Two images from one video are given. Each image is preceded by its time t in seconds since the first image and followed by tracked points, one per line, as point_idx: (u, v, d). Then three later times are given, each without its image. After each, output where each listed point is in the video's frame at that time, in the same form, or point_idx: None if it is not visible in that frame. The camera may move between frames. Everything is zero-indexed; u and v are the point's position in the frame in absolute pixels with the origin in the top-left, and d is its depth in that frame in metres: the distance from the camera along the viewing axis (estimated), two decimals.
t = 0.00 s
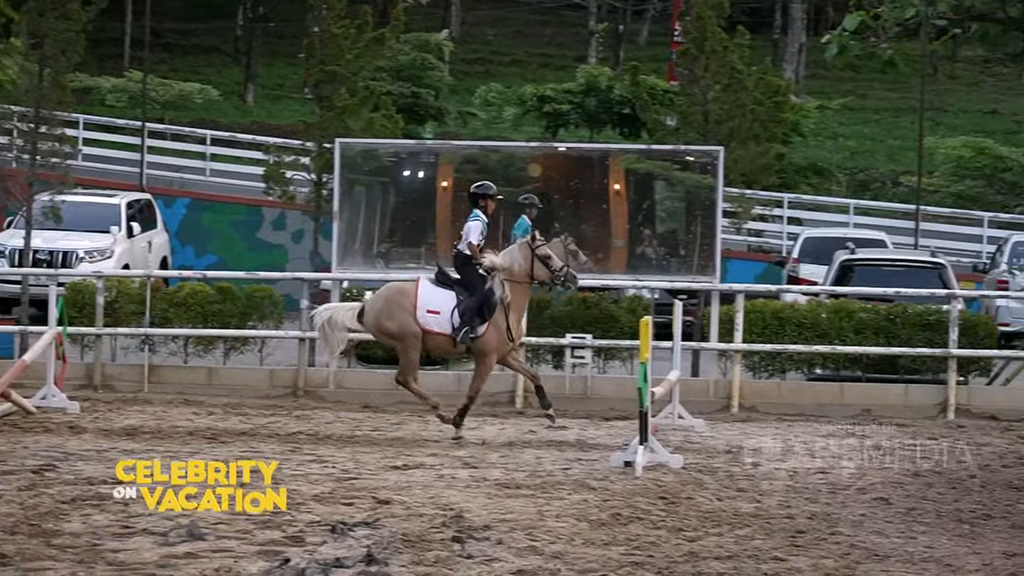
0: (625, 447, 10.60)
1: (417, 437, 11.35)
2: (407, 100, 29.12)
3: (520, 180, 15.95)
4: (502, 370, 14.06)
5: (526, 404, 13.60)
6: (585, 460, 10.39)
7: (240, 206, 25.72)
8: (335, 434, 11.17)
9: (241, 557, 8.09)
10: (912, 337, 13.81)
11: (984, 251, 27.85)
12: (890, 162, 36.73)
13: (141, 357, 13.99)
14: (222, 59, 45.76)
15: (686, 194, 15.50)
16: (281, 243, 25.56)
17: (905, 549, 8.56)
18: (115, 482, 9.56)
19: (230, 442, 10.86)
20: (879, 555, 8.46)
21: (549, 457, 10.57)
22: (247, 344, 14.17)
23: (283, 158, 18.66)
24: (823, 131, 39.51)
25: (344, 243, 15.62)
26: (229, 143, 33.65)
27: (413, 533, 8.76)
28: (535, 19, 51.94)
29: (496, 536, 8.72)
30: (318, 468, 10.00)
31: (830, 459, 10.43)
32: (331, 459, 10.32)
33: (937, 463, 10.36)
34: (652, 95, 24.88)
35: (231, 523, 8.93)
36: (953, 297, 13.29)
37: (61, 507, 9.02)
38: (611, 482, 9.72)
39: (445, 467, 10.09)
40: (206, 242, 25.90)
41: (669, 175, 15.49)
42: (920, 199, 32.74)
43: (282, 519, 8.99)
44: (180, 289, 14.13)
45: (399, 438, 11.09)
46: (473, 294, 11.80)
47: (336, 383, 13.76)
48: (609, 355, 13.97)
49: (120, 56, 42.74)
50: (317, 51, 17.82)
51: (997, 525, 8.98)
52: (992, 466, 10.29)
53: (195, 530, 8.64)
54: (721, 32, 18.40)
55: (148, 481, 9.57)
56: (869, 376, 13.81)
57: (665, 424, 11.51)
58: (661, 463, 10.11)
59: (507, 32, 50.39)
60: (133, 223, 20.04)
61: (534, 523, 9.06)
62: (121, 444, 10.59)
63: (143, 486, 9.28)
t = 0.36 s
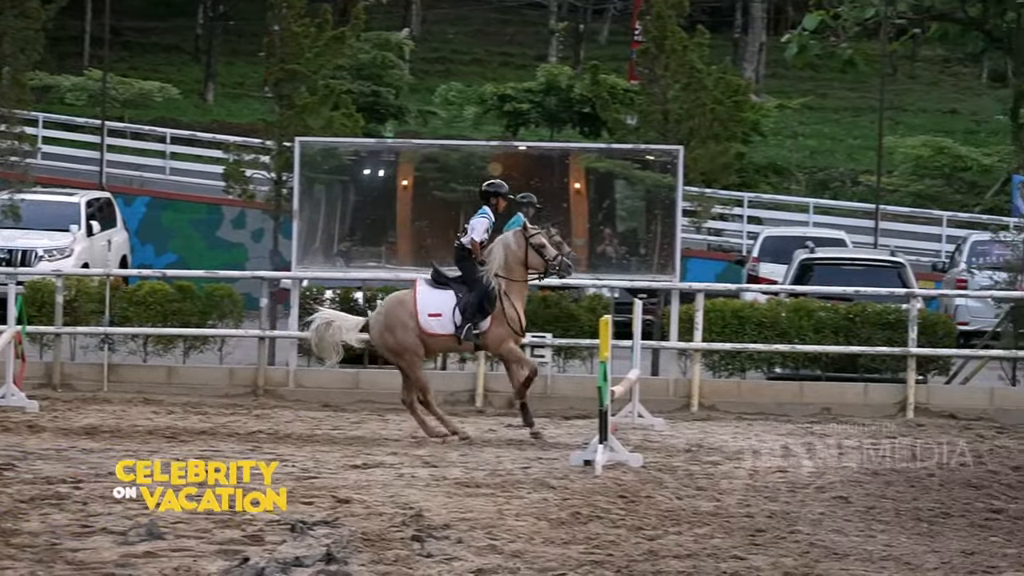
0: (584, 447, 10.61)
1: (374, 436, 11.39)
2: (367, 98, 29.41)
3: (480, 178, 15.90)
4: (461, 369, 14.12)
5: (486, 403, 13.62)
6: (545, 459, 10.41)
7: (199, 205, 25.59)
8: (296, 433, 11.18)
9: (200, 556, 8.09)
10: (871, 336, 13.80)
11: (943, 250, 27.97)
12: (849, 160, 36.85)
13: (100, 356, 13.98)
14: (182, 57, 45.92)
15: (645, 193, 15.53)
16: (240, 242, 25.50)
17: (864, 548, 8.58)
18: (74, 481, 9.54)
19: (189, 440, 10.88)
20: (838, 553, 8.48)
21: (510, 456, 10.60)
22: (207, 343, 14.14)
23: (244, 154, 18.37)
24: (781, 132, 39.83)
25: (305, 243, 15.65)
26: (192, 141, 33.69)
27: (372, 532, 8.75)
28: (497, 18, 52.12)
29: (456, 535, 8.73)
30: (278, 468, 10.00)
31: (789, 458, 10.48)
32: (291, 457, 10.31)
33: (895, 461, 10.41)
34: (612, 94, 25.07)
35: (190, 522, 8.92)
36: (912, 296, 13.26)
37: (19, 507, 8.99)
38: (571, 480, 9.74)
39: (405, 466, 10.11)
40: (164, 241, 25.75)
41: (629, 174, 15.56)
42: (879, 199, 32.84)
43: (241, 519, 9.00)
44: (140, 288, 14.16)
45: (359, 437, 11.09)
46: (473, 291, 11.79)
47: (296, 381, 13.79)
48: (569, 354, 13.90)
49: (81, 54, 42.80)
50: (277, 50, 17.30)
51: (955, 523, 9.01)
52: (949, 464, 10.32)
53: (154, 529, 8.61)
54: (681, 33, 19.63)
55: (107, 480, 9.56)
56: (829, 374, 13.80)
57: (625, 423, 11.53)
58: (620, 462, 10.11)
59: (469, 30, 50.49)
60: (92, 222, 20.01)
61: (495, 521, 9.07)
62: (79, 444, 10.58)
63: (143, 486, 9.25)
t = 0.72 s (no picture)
0: (546, 445, 10.63)
1: (335, 434, 11.40)
2: (329, 96, 29.20)
3: (442, 177, 15.89)
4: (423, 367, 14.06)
5: (449, 401, 13.56)
6: (507, 457, 10.42)
7: (162, 203, 25.41)
8: (258, 432, 11.17)
9: (162, 554, 8.07)
10: (832, 335, 13.83)
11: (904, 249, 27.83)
12: (810, 160, 37.13)
13: (62, 354, 14.00)
14: (143, 56, 46.11)
15: (608, 192, 15.50)
16: (203, 241, 25.27)
17: (825, 545, 8.59)
18: (35, 479, 9.52)
19: (151, 438, 10.90)
20: (799, 551, 8.49)
21: (473, 455, 10.60)
22: (168, 342, 14.10)
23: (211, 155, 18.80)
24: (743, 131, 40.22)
25: (267, 241, 15.56)
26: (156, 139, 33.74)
27: (334, 530, 8.75)
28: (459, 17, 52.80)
29: (417, 533, 8.73)
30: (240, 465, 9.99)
31: (751, 455, 10.50)
32: (252, 455, 10.30)
33: (857, 459, 10.42)
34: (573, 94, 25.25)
35: (152, 520, 8.90)
36: (874, 294, 13.30)
37: None
38: (533, 479, 9.75)
39: (367, 464, 10.11)
40: (126, 239, 25.65)
41: (592, 173, 15.54)
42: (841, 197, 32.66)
43: (203, 517, 9.00)
44: (101, 286, 14.18)
45: (321, 435, 11.08)
46: (476, 291, 11.73)
47: (258, 380, 13.74)
48: (531, 352, 13.77)
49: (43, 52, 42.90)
50: (238, 48, 17.05)
51: (916, 521, 9.03)
52: (910, 463, 10.34)
53: (115, 527, 8.59)
54: (643, 32, 20.54)
55: (69, 478, 9.54)
56: (790, 373, 13.76)
57: (587, 422, 11.52)
58: (583, 460, 10.12)
59: (431, 29, 50.79)
60: (54, 219, 20.00)
61: (456, 519, 9.07)
62: (39, 443, 10.56)
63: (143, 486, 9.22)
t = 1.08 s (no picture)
0: (511, 443, 10.66)
1: (301, 431, 11.40)
2: (294, 93, 29.11)
3: (408, 175, 15.92)
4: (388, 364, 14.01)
5: (415, 399, 13.52)
6: (472, 455, 10.43)
7: (126, 200, 25.43)
8: (223, 430, 11.17)
9: (126, 551, 8.05)
10: (798, 333, 13.87)
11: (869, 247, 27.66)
12: (777, 158, 37.63)
13: (26, 352, 14.02)
14: (108, 54, 46.37)
15: (573, 189, 15.44)
16: (168, 238, 25.33)
17: (790, 543, 8.60)
18: None
19: (116, 436, 10.90)
20: (763, 549, 8.51)
21: (439, 452, 10.60)
22: (134, 339, 14.22)
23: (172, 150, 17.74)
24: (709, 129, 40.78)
25: (233, 237, 15.63)
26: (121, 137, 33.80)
27: (298, 528, 8.75)
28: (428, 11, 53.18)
29: (382, 531, 8.73)
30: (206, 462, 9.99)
31: (717, 454, 10.51)
32: (218, 452, 10.29)
33: (823, 458, 10.44)
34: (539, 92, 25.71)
35: (116, 518, 8.88)
36: (839, 292, 13.27)
37: None
38: (498, 476, 9.76)
39: (333, 462, 10.12)
40: (91, 236, 25.60)
41: (558, 171, 15.49)
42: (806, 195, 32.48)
43: (167, 515, 8.99)
44: (66, 284, 14.20)
45: (286, 433, 11.09)
46: (482, 286, 11.78)
47: (223, 377, 13.71)
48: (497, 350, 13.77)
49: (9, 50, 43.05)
50: (204, 45, 16.66)
51: (880, 518, 9.05)
52: (874, 461, 10.35)
53: (79, 525, 8.56)
54: (608, 29, 20.02)
55: (33, 477, 9.51)
56: (755, 370, 13.88)
57: (552, 420, 11.63)
58: (548, 457, 10.14)
59: (397, 26, 51.54)
60: (18, 217, 19.96)
61: (422, 517, 9.08)
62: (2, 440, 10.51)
63: (143, 487, 9.19)
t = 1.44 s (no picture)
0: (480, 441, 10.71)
1: (269, 430, 11.43)
2: (262, 92, 28.06)
3: (377, 173, 15.67)
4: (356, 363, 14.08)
5: (382, 398, 13.50)
6: (440, 454, 10.45)
7: (96, 198, 25.11)
8: (190, 429, 11.17)
9: (93, 550, 8.01)
10: (766, 331, 13.89)
11: (836, 246, 27.70)
12: (744, 156, 38.10)
13: None
14: (77, 52, 46.38)
15: (542, 188, 15.16)
16: (137, 236, 24.91)
17: (757, 541, 8.61)
18: None
19: (82, 435, 10.90)
20: (731, 547, 8.51)
21: (407, 451, 10.60)
22: (101, 337, 14.24)
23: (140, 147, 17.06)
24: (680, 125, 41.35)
25: (200, 236, 15.18)
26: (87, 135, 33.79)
27: (266, 527, 8.74)
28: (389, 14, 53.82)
29: (350, 529, 8.72)
30: (173, 460, 10.00)
31: (684, 452, 10.54)
32: (185, 450, 10.28)
33: (790, 456, 10.49)
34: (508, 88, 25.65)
35: (83, 516, 8.82)
36: (806, 290, 13.26)
37: None
38: (465, 475, 9.79)
39: (301, 459, 10.13)
40: (59, 234, 25.29)
41: (526, 169, 15.16)
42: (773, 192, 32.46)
43: (134, 513, 8.98)
44: (32, 282, 14.16)
45: (254, 431, 11.10)
46: (502, 274, 12.02)
47: (191, 375, 13.72)
48: (465, 349, 13.85)
49: None
50: (170, 42, 15.89)
51: (848, 517, 9.06)
52: (837, 459, 10.41)
53: (46, 523, 8.51)
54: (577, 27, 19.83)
55: None
56: (723, 368, 14.01)
57: (520, 418, 11.64)
58: (516, 456, 10.18)
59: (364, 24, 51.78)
60: None
61: (389, 515, 9.09)
62: None
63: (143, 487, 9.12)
